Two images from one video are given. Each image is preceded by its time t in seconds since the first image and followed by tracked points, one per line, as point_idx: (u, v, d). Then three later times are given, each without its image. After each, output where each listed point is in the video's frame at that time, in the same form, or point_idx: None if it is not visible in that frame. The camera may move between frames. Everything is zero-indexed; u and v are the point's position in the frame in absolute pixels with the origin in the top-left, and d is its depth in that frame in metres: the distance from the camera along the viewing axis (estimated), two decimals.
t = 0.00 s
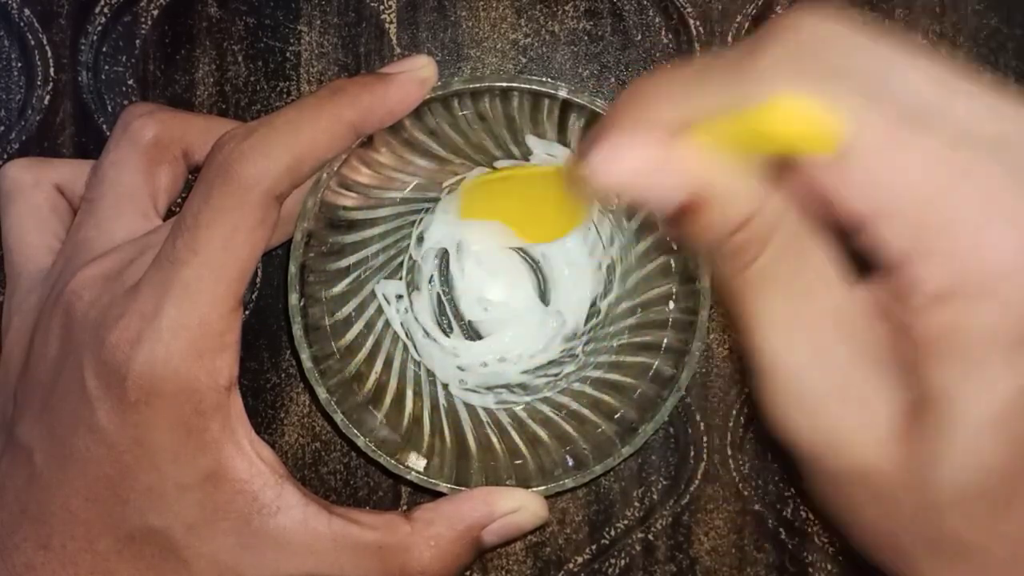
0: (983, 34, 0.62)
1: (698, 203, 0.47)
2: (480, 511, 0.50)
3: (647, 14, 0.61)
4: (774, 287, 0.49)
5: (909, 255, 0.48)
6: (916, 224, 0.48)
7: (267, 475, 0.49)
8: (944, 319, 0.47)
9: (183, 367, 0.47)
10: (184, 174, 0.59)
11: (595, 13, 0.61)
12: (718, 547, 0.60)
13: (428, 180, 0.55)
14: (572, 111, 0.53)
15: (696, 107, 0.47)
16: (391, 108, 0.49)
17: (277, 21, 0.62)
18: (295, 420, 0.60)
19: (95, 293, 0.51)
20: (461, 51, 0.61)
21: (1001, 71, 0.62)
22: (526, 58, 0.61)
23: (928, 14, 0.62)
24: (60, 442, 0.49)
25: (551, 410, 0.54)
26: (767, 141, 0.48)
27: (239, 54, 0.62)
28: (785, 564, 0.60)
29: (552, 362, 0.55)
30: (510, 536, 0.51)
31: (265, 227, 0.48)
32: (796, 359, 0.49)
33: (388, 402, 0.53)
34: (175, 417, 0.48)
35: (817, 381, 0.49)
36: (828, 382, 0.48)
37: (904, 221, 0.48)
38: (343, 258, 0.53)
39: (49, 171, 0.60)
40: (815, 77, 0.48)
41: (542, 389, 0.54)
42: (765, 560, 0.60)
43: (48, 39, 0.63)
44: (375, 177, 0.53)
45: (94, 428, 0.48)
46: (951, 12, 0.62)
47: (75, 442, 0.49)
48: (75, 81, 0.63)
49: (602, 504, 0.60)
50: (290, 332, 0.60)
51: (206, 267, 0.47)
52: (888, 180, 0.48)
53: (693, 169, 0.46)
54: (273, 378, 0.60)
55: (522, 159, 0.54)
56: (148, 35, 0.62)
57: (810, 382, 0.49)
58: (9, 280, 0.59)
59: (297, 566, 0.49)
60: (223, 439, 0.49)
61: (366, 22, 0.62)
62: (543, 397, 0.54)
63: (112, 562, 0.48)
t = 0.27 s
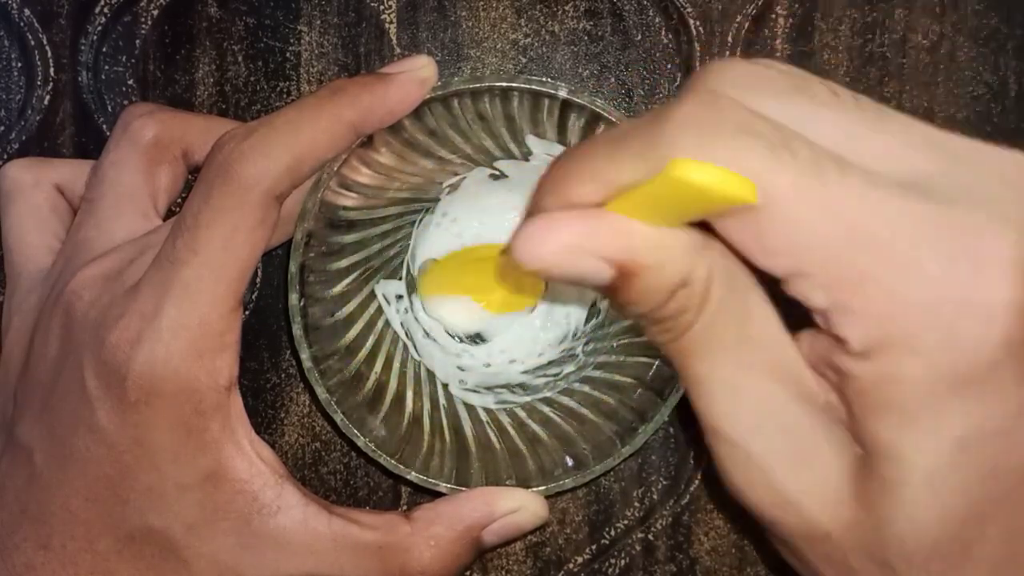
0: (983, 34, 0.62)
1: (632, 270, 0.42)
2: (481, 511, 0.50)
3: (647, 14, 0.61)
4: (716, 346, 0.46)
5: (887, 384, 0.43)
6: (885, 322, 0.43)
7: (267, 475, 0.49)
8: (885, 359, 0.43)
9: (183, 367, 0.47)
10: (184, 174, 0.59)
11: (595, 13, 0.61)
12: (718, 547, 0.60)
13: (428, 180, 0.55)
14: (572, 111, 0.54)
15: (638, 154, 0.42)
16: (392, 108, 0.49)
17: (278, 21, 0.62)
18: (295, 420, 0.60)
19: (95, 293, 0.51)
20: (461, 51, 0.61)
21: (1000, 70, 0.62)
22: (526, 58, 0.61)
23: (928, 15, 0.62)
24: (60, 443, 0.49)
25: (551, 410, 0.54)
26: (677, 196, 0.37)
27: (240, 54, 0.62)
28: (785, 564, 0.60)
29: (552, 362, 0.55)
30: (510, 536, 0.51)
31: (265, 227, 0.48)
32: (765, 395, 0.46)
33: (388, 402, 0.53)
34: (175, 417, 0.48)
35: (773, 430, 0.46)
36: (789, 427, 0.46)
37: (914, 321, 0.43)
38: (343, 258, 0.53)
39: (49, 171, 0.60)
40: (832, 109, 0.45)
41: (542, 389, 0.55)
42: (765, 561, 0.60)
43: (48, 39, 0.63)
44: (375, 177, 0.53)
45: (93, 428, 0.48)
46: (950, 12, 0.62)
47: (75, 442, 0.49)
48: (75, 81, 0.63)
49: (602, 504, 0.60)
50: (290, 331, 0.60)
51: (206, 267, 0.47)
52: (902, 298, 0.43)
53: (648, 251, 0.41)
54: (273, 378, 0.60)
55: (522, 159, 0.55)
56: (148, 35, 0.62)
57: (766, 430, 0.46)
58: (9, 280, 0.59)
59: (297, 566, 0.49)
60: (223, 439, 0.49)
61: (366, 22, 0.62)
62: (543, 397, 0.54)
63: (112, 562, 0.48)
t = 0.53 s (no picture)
0: (983, 34, 0.62)
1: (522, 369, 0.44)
2: (480, 511, 0.50)
3: (647, 14, 0.61)
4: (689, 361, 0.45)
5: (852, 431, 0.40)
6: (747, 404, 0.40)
7: (266, 475, 0.49)
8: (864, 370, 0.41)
9: (183, 367, 0.47)
10: (184, 174, 0.59)
11: (595, 13, 0.61)
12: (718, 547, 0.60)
13: (428, 180, 0.55)
14: (572, 112, 0.53)
15: (610, 232, 0.43)
16: (392, 108, 0.48)
17: (278, 21, 0.62)
18: (295, 420, 0.60)
19: (96, 292, 0.51)
20: (461, 51, 0.61)
21: (1000, 70, 0.62)
22: (526, 58, 0.61)
23: (928, 14, 0.62)
24: (60, 442, 0.49)
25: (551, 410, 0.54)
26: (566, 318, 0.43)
27: (240, 54, 0.62)
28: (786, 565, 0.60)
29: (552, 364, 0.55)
30: (510, 536, 0.51)
31: (265, 227, 0.48)
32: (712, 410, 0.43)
33: (388, 402, 0.53)
34: (175, 417, 0.48)
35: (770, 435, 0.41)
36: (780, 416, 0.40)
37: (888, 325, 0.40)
38: (343, 258, 0.53)
39: (49, 171, 0.60)
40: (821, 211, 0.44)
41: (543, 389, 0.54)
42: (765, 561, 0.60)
43: (48, 39, 0.63)
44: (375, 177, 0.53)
45: (93, 428, 0.48)
46: (951, 12, 0.62)
47: (75, 442, 0.49)
48: (75, 81, 0.63)
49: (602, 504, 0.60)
50: (290, 331, 0.60)
51: (206, 267, 0.47)
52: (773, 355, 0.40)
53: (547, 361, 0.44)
54: (273, 378, 0.60)
55: (522, 160, 0.55)
56: (148, 35, 0.62)
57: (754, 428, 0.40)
58: (9, 280, 0.59)
59: (297, 566, 0.49)
60: (223, 439, 0.49)
61: (366, 22, 0.62)
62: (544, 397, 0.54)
63: (112, 561, 0.48)
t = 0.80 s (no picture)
0: (983, 34, 0.62)
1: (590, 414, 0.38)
2: (480, 511, 0.50)
3: (647, 14, 0.61)
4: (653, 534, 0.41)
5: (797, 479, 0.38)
6: (802, 497, 0.38)
7: (267, 475, 0.49)
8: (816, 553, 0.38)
9: (183, 367, 0.47)
10: (184, 174, 0.59)
11: (595, 13, 0.61)
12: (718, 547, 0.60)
13: (429, 181, 0.55)
14: (573, 112, 0.53)
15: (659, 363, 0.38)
16: (392, 108, 0.49)
17: (277, 21, 0.62)
18: (295, 420, 0.60)
19: (96, 293, 0.51)
20: (462, 51, 0.61)
21: (1000, 70, 0.62)
22: (526, 58, 0.61)
23: (928, 14, 0.62)
24: (60, 442, 0.49)
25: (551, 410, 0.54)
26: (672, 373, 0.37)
27: (239, 54, 0.62)
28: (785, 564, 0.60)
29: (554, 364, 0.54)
30: (510, 536, 0.51)
31: (265, 227, 0.48)
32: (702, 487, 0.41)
33: (388, 402, 0.53)
34: (175, 418, 0.48)
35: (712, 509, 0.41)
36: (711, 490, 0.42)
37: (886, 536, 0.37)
38: (343, 258, 0.53)
39: (49, 171, 0.60)
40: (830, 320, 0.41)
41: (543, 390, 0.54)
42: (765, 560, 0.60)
43: (48, 39, 0.63)
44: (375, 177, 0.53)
45: (94, 428, 0.48)
46: (951, 12, 0.62)
47: (75, 442, 0.49)
48: (75, 81, 0.63)
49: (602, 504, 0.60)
50: (290, 331, 0.60)
51: (206, 267, 0.47)
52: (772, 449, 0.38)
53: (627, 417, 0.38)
54: (273, 378, 0.60)
55: (522, 160, 0.56)
56: (148, 35, 0.62)
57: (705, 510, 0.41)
58: (9, 279, 0.59)
59: (297, 566, 0.49)
60: (224, 439, 0.49)
61: (366, 22, 0.62)
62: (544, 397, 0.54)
63: (112, 562, 0.48)
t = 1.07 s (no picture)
0: (983, 34, 0.62)
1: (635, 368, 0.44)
2: (480, 511, 0.50)
3: (647, 14, 0.61)
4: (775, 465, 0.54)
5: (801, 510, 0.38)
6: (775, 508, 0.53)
7: (267, 475, 0.49)
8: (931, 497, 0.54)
9: (183, 367, 0.47)
10: (184, 174, 0.59)
11: (595, 13, 0.61)
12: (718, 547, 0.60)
13: (428, 180, 0.55)
14: (573, 112, 0.53)
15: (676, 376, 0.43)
16: (392, 108, 0.49)
17: (277, 21, 0.62)
18: (295, 420, 0.60)
19: (96, 293, 0.51)
20: (461, 51, 0.61)
21: (1000, 70, 0.62)
22: (526, 58, 0.61)
23: (927, 14, 0.62)
24: (60, 442, 0.49)
25: (551, 410, 0.54)
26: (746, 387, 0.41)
27: (239, 54, 0.62)
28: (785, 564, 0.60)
29: (553, 362, 0.55)
30: (510, 536, 0.51)
31: (265, 228, 0.48)
32: (717, 498, 0.41)
33: (388, 401, 0.53)
34: (175, 418, 0.48)
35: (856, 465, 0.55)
36: (726, 496, 0.41)
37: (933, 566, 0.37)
38: (343, 258, 0.53)
39: (49, 171, 0.60)
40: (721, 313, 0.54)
41: (542, 390, 0.54)
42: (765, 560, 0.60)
43: (48, 39, 0.63)
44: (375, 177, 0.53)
45: (94, 428, 0.48)
46: (951, 12, 0.62)
47: (75, 442, 0.49)
48: (75, 81, 0.63)
49: (602, 504, 0.60)
50: (290, 331, 0.60)
51: (206, 267, 0.47)
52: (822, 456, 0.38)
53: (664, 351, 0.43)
54: (273, 378, 0.60)
55: (522, 160, 0.55)
56: (148, 35, 0.62)
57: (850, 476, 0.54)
58: (9, 279, 0.60)
59: (297, 566, 0.49)
60: (224, 439, 0.49)
61: (366, 22, 0.62)
62: (543, 397, 0.54)
63: (112, 561, 0.48)
